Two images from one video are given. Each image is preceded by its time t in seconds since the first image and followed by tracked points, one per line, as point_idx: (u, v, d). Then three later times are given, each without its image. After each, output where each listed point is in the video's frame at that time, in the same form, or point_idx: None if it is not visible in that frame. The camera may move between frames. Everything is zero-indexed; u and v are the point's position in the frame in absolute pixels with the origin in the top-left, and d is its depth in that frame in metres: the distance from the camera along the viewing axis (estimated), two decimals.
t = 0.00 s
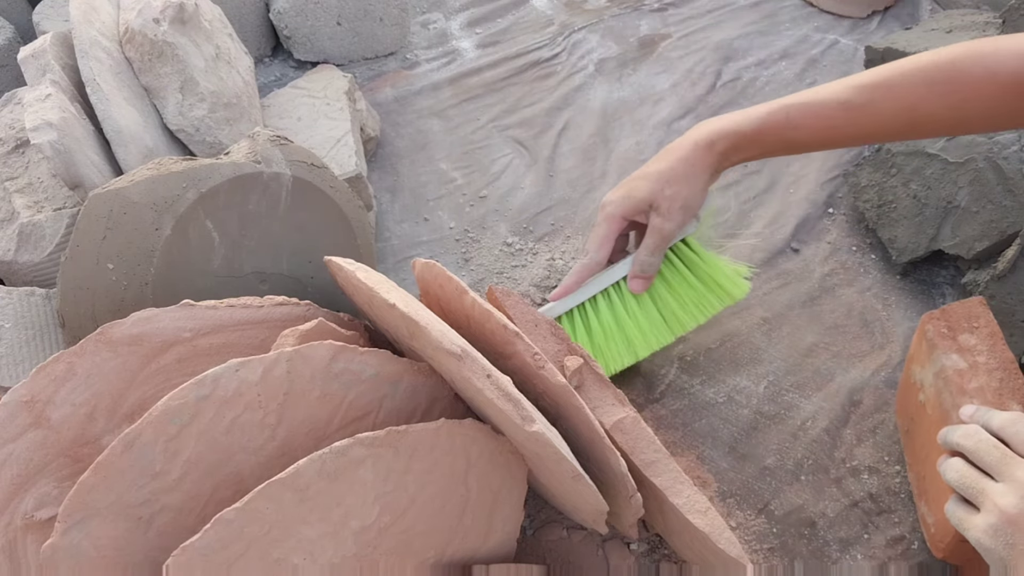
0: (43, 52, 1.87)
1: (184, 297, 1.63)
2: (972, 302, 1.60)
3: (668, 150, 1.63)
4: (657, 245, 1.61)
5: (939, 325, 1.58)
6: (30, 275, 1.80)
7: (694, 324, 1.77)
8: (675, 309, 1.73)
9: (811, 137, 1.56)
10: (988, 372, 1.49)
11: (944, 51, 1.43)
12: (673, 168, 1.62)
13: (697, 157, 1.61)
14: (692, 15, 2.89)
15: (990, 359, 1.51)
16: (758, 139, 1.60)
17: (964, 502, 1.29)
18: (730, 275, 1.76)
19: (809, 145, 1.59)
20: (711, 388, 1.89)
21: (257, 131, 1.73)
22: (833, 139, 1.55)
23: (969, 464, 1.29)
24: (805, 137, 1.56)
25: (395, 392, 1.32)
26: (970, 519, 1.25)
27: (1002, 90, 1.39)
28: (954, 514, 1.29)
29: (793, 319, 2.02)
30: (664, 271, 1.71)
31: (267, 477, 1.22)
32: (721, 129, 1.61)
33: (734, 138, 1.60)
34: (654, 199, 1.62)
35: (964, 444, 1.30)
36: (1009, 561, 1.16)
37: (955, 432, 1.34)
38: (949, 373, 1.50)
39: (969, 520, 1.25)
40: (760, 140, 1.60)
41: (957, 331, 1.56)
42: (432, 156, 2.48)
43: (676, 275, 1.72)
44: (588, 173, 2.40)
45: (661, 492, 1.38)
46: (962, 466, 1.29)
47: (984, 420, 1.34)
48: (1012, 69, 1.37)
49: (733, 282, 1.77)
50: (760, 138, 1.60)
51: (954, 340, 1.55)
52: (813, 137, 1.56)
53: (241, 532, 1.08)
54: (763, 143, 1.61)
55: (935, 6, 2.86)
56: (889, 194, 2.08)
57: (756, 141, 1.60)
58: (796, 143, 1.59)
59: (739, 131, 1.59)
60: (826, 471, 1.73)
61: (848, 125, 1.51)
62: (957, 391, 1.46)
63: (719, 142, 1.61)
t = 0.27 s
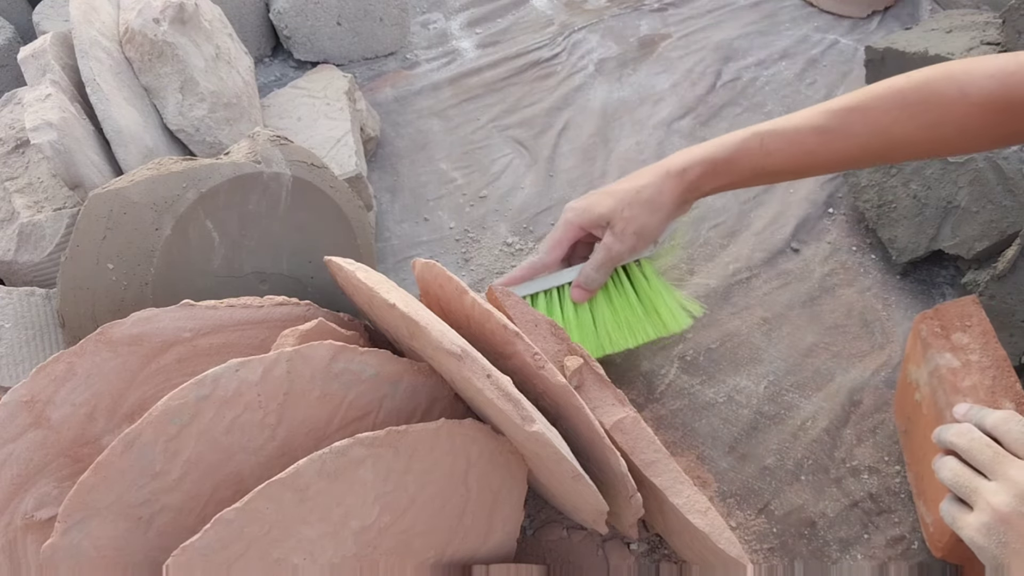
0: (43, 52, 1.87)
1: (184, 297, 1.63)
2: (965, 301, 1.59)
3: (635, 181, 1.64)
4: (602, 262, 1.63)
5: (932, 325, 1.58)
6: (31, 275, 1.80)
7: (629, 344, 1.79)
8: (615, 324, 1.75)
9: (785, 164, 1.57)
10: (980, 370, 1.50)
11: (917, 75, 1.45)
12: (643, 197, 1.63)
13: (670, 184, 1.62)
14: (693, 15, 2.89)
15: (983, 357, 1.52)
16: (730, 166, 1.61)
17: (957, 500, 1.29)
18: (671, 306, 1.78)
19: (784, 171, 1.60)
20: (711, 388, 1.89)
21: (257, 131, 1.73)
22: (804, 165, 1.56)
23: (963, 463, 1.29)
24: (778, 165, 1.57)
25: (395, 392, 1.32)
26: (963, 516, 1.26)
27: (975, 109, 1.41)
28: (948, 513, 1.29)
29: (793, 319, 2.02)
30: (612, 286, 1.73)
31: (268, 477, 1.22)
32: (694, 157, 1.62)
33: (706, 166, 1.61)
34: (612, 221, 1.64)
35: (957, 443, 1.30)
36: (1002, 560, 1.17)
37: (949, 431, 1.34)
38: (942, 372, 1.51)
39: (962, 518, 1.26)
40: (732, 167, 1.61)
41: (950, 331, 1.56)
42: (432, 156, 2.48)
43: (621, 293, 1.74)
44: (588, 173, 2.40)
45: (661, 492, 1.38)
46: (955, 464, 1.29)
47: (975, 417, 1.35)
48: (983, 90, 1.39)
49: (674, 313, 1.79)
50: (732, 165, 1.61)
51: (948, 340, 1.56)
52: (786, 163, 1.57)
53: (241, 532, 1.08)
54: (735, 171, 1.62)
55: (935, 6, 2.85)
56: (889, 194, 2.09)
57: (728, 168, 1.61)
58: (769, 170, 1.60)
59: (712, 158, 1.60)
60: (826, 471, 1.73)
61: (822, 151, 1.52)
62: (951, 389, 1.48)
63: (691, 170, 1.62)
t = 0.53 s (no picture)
0: (44, 52, 1.87)
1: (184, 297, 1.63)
2: (966, 301, 1.60)
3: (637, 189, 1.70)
4: (587, 249, 1.67)
5: (933, 324, 1.58)
6: (30, 275, 1.80)
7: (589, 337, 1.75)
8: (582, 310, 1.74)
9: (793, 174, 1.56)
10: (981, 368, 1.50)
11: (924, 83, 1.44)
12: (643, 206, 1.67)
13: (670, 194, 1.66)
14: (693, 15, 2.89)
15: (984, 356, 1.52)
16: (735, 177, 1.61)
17: (960, 497, 1.29)
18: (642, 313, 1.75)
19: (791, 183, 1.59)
20: (711, 388, 1.89)
21: (257, 131, 1.73)
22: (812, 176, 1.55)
23: (965, 460, 1.29)
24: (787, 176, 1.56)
25: (395, 392, 1.32)
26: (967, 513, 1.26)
27: (983, 118, 1.40)
28: (950, 510, 1.29)
29: (793, 319, 2.02)
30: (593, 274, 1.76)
31: (267, 477, 1.22)
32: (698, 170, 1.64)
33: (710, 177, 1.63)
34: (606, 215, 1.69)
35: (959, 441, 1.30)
36: (1005, 557, 1.17)
37: (950, 428, 1.34)
38: (943, 370, 1.51)
39: (966, 514, 1.26)
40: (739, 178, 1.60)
41: (951, 329, 1.56)
42: (432, 156, 2.48)
43: (598, 286, 1.76)
44: (587, 173, 2.40)
45: (661, 492, 1.38)
46: (957, 462, 1.29)
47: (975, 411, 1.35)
48: (991, 96, 1.38)
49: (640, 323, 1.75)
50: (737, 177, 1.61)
51: (948, 338, 1.56)
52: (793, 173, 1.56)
53: (241, 532, 1.08)
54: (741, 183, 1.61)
55: (936, 5, 2.85)
56: (889, 194, 2.09)
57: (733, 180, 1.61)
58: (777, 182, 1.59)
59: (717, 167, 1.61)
60: (826, 471, 1.73)
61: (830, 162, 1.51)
62: (952, 388, 1.48)
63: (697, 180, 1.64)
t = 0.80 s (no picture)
0: (43, 52, 1.87)
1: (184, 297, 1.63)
2: (962, 300, 1.59)
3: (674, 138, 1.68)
4: (623, 189, 1.63)
5: (929, 326, 1.59)
6: (30, 275, 1.80)
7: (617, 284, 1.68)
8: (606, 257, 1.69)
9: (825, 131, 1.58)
10: (977, 371, 1.50)
11: (963, 51, 1.43)
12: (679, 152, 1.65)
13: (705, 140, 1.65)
14: (693, 15, 2.89)
15: (981, 358, 1.52)
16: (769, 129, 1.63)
17: (957, 502, 1.29)
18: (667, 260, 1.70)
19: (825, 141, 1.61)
20: (712, 388, 1.89)
21: (257, 131, 1.73)
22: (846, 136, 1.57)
23: (962, 465, 1.29)
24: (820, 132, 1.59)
25: (395, 392, 1.32)
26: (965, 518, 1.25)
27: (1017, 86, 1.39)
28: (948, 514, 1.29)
29: (793, 319, 2.02)
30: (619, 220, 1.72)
31: (267, 477, 1.22)
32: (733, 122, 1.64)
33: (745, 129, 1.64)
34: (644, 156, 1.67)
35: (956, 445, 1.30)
36: (1004, 560, 1.17)
37: (947, 433, 1.34)
38: (940, 374, 1.52)
39: (964, 520, 1.26)
40: (772, 131, 1.63)
41: (947, 331, 1.57)
42: (432, 156, 2.48)
43: (629, 233, 1.71)
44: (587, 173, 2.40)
45: (661, 492, 1.39)
46: (955, 467, 1.29)
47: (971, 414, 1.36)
48: None
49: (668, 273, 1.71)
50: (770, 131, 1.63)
51: (944, 341, 1.56)
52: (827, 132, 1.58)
53: (241, 532, 1.08)
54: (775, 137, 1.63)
55: (935, 6, 2.85)
56: (889, 194, 2.09)
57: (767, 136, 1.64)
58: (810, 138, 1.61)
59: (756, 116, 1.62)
60: (826, 471, 1.73)
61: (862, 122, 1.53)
62: (949, 392, 1.49)
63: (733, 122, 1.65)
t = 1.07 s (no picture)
0: (43, 52, 1.87)
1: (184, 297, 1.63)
2: (951, 301, 1.58)
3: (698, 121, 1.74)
4: (660, 193, 1.77)
5: (919, 329, 1.59)
6: (30, 275, 1.80)
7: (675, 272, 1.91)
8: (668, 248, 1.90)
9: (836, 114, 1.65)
10: (966, 372, 1.49)
11: (971, 42, 1.50)
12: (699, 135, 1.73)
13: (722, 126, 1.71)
14: (693, 15, 2.89)
15: (971, 361, 1.51)
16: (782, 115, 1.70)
17: (950, 505, 1.29)
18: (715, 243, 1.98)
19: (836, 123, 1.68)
20: (711, 387, 1.90)
21: (257, 131, 1.73)
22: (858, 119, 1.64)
23: (954, 466, 1.29)
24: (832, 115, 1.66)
25: (395, 392, 1.32)
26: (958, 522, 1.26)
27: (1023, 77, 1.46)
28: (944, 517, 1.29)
29: (793, 319, 2.02)
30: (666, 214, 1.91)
31: (267, 477, 1.22)
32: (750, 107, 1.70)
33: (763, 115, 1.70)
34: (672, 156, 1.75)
35: (947, 448, 1.30)
36: (998, 563, 1.19)
37: (937, 434, 1.33)
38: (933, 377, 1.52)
39: (957, 523, 1.26)
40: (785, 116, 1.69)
41: (936, 334, 1.57)
42: (432, 156, 2.48)
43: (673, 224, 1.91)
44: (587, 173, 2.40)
45: (661, 492, 1.39)
46: (947, 470, 1.29)
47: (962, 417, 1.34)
48: None
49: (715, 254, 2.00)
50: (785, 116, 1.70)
51: (934, 344, 1.56)
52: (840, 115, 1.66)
53: (241, 532, 1.08)
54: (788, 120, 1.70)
55: (935, 6, 2.85)
56: (889, 194, 2.08)
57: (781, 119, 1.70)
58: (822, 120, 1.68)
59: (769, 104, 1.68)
60: (826, 471, 1.73)
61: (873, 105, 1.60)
62: (940, 395, 1.49)
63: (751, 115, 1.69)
